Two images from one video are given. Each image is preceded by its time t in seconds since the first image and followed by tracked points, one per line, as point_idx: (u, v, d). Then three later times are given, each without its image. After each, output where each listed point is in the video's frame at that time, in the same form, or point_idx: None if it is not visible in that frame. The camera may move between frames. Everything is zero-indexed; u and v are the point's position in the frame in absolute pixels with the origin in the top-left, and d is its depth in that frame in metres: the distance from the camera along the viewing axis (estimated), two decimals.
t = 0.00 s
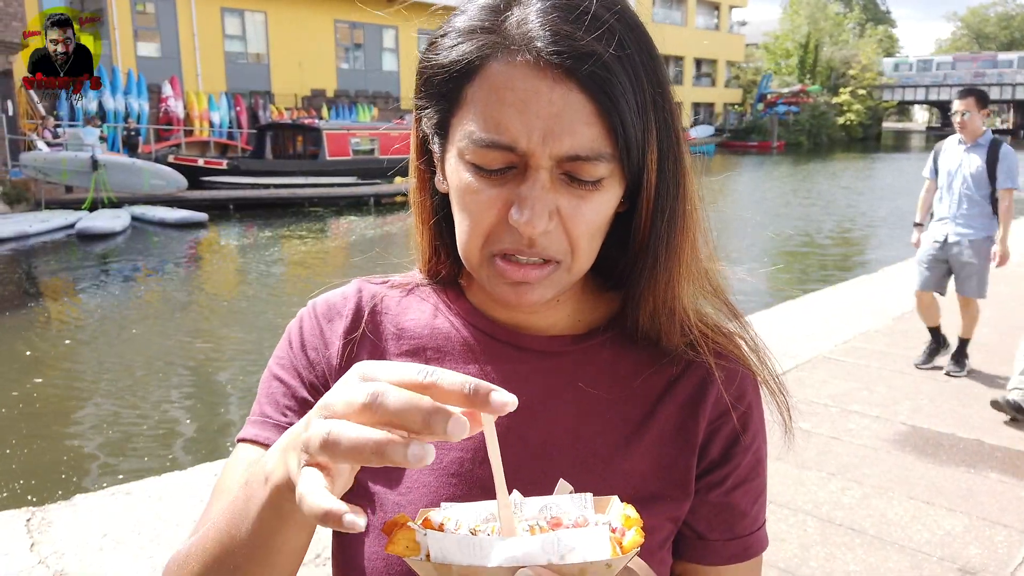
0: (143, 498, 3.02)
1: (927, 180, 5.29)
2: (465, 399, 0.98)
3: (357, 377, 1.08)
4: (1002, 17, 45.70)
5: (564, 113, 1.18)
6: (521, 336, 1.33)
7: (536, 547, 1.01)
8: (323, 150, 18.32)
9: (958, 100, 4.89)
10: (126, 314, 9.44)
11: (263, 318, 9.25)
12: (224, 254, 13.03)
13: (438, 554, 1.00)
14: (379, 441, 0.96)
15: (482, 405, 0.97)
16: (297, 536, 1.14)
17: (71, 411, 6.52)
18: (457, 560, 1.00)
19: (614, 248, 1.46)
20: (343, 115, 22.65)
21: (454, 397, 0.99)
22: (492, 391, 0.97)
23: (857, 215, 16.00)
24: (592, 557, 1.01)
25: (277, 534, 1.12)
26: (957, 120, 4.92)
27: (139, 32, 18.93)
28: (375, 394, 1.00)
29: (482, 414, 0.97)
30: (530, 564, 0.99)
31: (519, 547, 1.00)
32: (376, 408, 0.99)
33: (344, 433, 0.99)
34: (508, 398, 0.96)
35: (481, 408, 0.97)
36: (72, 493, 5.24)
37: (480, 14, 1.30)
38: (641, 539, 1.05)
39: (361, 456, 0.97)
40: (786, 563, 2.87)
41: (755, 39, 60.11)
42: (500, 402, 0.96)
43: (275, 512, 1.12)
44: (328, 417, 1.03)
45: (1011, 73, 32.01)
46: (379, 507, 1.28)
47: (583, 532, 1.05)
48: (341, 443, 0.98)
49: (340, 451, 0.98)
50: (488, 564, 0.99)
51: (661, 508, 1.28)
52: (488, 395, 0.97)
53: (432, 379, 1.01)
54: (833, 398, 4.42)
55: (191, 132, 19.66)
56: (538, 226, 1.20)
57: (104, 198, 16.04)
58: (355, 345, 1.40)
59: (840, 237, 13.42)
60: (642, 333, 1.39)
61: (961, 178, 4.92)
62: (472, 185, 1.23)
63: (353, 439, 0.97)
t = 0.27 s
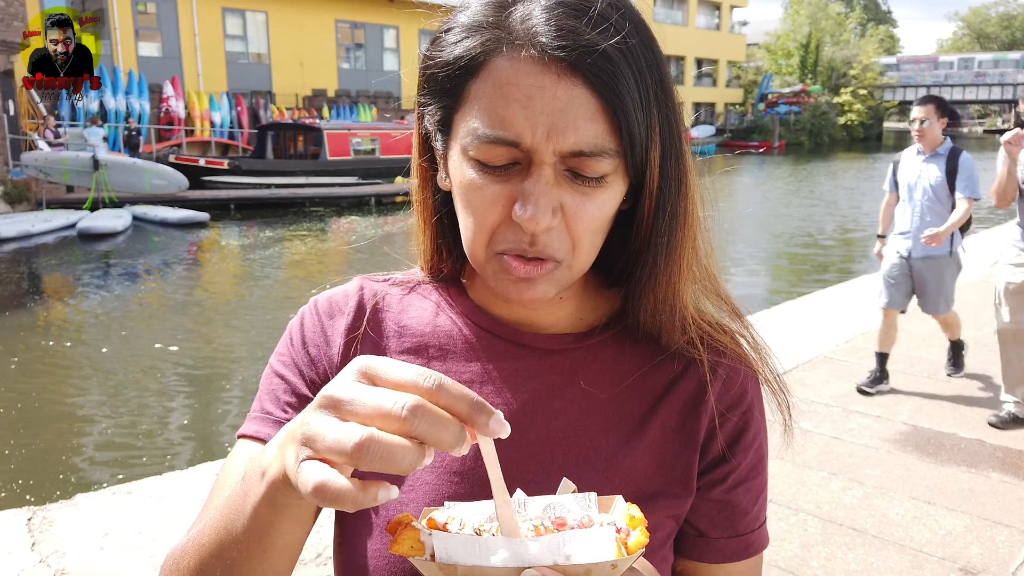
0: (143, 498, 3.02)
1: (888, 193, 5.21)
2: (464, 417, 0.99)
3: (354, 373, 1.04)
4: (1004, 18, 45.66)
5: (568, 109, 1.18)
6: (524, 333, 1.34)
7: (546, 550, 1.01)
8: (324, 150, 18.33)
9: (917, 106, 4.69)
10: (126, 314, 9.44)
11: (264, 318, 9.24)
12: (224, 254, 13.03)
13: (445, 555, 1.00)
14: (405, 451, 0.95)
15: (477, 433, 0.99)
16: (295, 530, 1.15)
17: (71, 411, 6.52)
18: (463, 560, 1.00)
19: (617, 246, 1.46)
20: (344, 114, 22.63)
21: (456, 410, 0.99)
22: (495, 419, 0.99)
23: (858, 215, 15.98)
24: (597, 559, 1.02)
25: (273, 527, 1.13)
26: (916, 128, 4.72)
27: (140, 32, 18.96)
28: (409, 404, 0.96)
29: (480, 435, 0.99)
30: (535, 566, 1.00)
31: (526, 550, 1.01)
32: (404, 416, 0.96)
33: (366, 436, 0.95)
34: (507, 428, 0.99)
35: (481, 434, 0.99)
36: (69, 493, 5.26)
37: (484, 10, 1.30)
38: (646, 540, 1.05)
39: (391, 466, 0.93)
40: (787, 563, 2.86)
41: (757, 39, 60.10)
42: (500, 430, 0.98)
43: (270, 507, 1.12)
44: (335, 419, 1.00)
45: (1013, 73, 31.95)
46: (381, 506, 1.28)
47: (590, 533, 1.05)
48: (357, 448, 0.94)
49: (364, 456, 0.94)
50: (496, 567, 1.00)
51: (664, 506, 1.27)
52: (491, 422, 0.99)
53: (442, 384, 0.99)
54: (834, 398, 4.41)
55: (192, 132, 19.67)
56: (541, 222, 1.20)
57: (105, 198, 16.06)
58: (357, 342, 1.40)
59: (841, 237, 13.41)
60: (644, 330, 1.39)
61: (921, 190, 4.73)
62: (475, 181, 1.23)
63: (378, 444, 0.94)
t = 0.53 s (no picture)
0: (145, 498, 3.02)
1: (849, 191, 4.89)
2: (421, 411, 0.99)
3: (312, 377, 1.07)
4: (1005, 18, 45.68)
5: (570, 113, 1.18)
6: (528, 335, 1.34)
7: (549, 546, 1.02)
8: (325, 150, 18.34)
9: (869, 100, 4.46)
10: (128, 314, 9.45)
11: (264, 318, 9.25)
12: (225, 254, 13.03)
13: (448, 551, 1.00)
14: (370, 454, 0.99)
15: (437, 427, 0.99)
16: (279, 530, 1.16)
17: (72, 411, 6.53)
18: (467, 557, 1.00)
19: (622, 246, 1.46)
20: (345, 114, 22.55)
21: (413, 405, 1.00)
22: (450, 411, 0.99)
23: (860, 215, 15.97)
24: (599, 558, 1.02)
25: (254, 529, 1.14)
26: (869, 123, 4.46)
27: (142, 32, 18.99)
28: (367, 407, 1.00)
29: (439, 430, 0.99)
30: (538, 564, 1.01)
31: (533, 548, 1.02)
32: (368, 420, 0.99)
33: (329, 443, 0.99)
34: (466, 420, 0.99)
35: (441, 430, 1.00)
36: (68, 493, 5.27)
37: (488, 13, 1.30)
38: (649, 541, 1.05)
39: (354, 471, 0.98)
40: (788, 563, 2.87)
41: (759, 39, 60.09)
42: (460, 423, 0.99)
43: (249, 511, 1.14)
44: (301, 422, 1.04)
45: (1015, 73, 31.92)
46: (387, 504, 1.28)
47: (591, 533, 1.05)
48: (322, 453, 0.99)
49: (329, 462, 0.99)
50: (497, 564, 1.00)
51: (667, 507, 1.28)
52: (446, 413, 0.99)
53: (393, 379, 1.01)
54: (835, 398, 4.41)
55: (193, 132, 19.69)
56: (542, 225, 1.20)
57: (106, 197, 16.08)
58: (362, 343, 1.41)
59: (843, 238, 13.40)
60: (648, 332, 1.39)
61: (879, 187, 4.44)
62: (479, 184, 1.24)
63: (341, 450, 0.99)
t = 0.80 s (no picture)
0: (146, 498, 3.02)
1: (806, 202, 4.75)
2: (389, 423, 1.00)
3: (281, 407, 1.10)
4: (1007, 18, 45.65)
5: (570, 113, 1.18)
6: (529, 335, 1.34)
7: (550, 544, 1.03)
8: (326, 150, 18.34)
9: (829, 105, 4.28)
10: (129, 313, 9.46)
11: (265, 318, 9.25)
12: (226, 254, 13.03)
13: (451, 546, 1.01)
14: (350, 475, 1.01)
15: (407, 430, 0.98)
16: (274, 550, 1.18)
17: (72, 410, 6.53)
18: (470, 552, 1.01)
19: (623, 245, 1.47)
20: (346, 115, 22.32)
21: (379, 417, 1.00)
22: (418, 413, 0.99)
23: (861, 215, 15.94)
24: (601, 553, 1.03)
25: (250, 554, 1.17)
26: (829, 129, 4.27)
27: (143, 32, 19.02)
28: (337, 434, 1.03)
29: (411, 438, 1.00)
30: (540, 559, 1.01)
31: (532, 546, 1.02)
32: (341, 443, 1.02)
33: (307, 472, 1.02)
34: (434, 420, 0.99)
35: (415, 437, 1.00)
36: (68, 493, 5.28)
37: (490, 14, 1.30)
38: (650, 535, 1.05)
39: (336, 493, 1.01)
40: (789, 564, 2.87)
41: (760, 39, 60.04)
42: (425, 424, 0.98)
43: (243, 534, 1.16)
44: (279, 453, 1.07)
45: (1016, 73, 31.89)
46: (389, 502, 1.29)
47: (591, 528, 1.05)
48: (302, 480, 1.02)
49: (308, 489, 1.02)
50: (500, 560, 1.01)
51: (667, 505, 1.28)
52: (413, 416, 0.99)
53: (357, 396, 1.02)
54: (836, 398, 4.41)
55: (195, 131, 19.70)
56: (542, 224, 1.20)
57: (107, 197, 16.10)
58: (364, 343, 1.42)
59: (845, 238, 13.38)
60: (649, 331, 1.40)
61: (835, 199, 4.20)
62: (480, 183, 1.24)
63: (318, 477, 1.02)
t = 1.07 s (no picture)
0: (146, 498, 3.02)
1: (759, 206, 4.76)
2: (369, 435, 1.03)
3: (260, 430, 1.12)
4: (1008, 18, 45.69)
5: (574, 110, 1.18)
6: (531, 334, 1.34)
7: (559, 550, 1.02)
8: (327, 150, 18.35)
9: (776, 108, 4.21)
10: (130, 314, 9.46)
11: (266, 318, 9.25)
12: (227, 254, 13.03)
13: (459, 551, 1.02)
14: (338, 489, 1.04)
15: (388, 438, 1.01)
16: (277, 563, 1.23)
17: (73, 411, 6.53)
18: (478, 556, 1.02)
19: (625, 244, 1.47)
20: (347, 114, 22.49)
21: (357, 430, 1.03)
22: (396, 420, 1.01)
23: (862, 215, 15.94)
24: (605, 556, 1.02)
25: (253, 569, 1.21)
26: (777, 133, 4.21)
27: (144, 32, 19.04)
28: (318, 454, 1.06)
29: (394, 445, 1.02)
30: (548, 560, 1.01)
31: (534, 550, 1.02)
32: (325, 461, 1.06)
33: (294, 490, 1.06)
34: (411, 425, 1.01)
35: (397, 445, 1.02)
36: (68, 493, 5.28)
37: (496, 11, 1.30)
38: (656, 537, 1.06)
39: (326, 507, 1.04)
40: (791, 564, 2.87)
41: (761, 39, 60.05)
42: (400, 428, 1.00)
43: (246, 550, 1.20)
44: (266, 476, 1.10)
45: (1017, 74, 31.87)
46: (392, 504, 1.29)
47: (596, 530, 1.05)
48: (291, 499, 1.05)
49: (297, 506, 1.05)
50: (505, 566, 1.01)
51: (670, 504, 1.28)
52: (389, 424, 1.01)
53: (334, 413, 1.05)
54: (837, 399, 4.41)
55: (195, 131, 19.71)
56: (546, 220, 1.20)
57: (108, 197, 16.11)
58: (367, 343, 1.42)
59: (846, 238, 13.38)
60: (652, 330, 1.39)
61: (790, 202, 4.21)
62: (485, 180, 1.24)
63: (306, 494, 1.05)
